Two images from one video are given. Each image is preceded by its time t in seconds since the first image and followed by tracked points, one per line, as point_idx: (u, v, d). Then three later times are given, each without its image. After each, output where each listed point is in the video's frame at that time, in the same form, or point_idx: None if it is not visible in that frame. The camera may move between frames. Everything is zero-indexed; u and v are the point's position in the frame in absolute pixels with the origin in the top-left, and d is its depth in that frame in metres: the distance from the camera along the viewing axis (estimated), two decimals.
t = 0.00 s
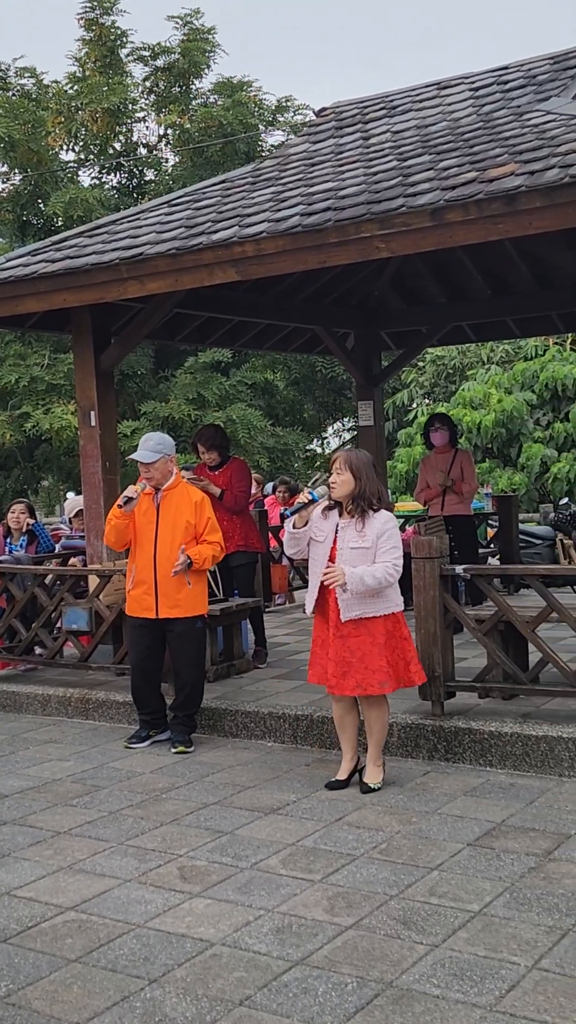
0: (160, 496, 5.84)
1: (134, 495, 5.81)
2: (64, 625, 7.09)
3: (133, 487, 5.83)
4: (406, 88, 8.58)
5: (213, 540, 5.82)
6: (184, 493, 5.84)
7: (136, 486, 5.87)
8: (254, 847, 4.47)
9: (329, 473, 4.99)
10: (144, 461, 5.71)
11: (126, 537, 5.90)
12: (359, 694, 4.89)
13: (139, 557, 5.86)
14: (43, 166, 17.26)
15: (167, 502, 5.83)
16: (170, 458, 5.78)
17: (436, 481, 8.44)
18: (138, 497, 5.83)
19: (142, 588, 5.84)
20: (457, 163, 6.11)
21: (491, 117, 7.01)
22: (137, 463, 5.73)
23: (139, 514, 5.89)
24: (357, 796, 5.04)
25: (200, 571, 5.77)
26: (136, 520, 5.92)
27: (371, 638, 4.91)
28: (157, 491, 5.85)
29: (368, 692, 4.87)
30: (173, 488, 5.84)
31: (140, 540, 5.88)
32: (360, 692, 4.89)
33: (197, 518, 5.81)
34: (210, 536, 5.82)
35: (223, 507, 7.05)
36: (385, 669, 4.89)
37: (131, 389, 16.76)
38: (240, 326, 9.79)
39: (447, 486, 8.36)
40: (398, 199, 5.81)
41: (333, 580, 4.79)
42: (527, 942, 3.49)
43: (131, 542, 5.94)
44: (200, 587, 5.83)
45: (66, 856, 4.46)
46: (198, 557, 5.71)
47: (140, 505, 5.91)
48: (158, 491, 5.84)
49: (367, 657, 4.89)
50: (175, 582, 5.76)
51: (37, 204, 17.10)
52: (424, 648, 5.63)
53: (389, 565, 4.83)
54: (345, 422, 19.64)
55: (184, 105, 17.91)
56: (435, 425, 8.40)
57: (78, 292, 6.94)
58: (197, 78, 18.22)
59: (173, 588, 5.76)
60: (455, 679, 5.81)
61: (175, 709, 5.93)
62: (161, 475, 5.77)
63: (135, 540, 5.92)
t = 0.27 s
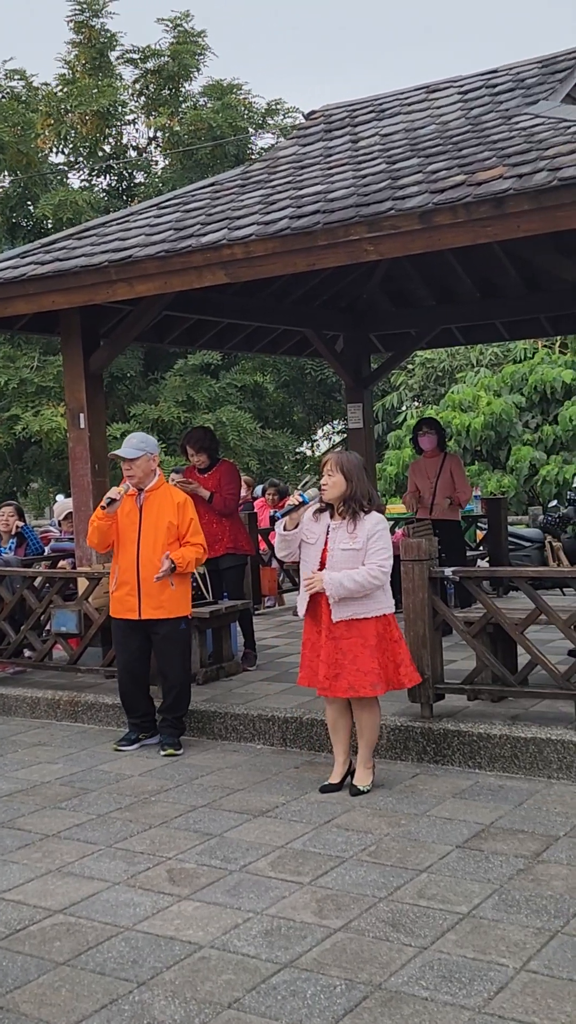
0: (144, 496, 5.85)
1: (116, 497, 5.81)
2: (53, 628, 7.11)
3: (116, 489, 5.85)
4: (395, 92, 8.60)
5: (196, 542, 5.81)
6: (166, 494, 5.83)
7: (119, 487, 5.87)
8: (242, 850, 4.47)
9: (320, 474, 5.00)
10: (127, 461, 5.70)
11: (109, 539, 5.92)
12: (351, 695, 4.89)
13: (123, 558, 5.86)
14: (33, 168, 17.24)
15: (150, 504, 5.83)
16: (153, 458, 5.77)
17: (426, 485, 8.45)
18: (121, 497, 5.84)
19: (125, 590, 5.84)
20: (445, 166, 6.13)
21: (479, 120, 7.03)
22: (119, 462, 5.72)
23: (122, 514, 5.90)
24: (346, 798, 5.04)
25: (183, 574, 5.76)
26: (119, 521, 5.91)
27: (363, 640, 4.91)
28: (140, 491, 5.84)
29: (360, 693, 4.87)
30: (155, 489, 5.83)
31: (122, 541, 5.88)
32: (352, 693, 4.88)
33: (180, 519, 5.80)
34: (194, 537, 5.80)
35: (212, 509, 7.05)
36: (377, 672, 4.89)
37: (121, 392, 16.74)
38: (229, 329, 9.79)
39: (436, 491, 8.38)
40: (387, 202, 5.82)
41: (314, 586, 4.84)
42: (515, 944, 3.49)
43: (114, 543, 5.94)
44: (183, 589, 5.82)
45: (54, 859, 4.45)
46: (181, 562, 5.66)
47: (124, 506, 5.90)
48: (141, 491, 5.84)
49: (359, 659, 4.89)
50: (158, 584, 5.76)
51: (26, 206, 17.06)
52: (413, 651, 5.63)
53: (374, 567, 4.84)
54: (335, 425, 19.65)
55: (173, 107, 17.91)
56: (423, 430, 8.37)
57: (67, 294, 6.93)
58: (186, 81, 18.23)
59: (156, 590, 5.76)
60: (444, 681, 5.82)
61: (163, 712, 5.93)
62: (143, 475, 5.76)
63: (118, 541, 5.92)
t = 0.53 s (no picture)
0: (126, 498, 5.84)
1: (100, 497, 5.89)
2: (44, 631, 7.01)
3: (98, 487, 5.91)
4: (386, 96, 8.62)
5: (178, 544, 5.77)
6: (149, 495, 5.82)
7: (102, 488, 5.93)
8: (233, 853, 4.47)
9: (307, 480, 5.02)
10: (109, 462, 5.71)
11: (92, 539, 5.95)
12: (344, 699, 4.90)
13: (104, 560, 5.86)
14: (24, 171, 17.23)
15: (132, 505, 5.82)
16: (135, 459, 5.77)
17: (416, 488, 8.47)
18: (103, 497, 5.90)
19: (106, 592, 5.83)
20: (436, 170, 6.15)
21: (470, 124, 7.06)
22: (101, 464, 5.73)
23: (105, 515, 5.90)
24: (336, 801, 5.05)
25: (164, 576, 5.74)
26: (102, 521, 5.92)
27: (355, 643, 4.94)
28: (123, 493, 5.84)
29: (354, 697, 4.88)
30: (138, 491, 5.82)
31: (105, 543, 5.88)
32: (345, 697, 4.89)
33: (161, 521, 5.78)
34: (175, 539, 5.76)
35: (204, 513, 7.05)
36: (370, 674, 4.92)
37: (112, 395, 16.73)
38: (220, 332, 9.81)
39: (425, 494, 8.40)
40: (377, 206, 5.84)
41: (331, 596, 4.75)
42: (505, 946, 3.50)
43: (97, 544, 5.94)
44: (164, 591, 5.81)
45: (45, 863, 4.44)
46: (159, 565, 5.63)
47: (107, 507, 5.90)
48: (124, 493, 5.84)
49: (351, 662, 4.91)
50: (138, 586, 5.75)
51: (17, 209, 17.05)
52: (404, 654, 5.65)
53: (377, 569, 4.87)
54: (327, 428, 19.67)
55: (165, 110, 17.92)
56: (413, 432, 8.41)
57: (58, 297, 6.93)
58: (178, 85, 18.24)
59: (136, 592, 5.76)
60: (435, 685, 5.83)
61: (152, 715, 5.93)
62: (125, 476, 5.76)
63: (101, 543, 5.92)
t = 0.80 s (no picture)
0: (108, 501, 5.82)
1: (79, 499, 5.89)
2: (35, 635, 7.03)
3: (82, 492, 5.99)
4: (377, 100, 8.64)
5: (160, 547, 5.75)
6: (132, 497, 5.80)
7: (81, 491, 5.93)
8: (225, 856, 4.47)
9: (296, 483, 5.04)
10: (90, 464, 5.71)
11: (75, 541, 5.98)
12: (329, 701, 4.91)
13: (88, 563, 5.86)
14: (16, 174, 17.23)
15: (115, 508, 5.81)
16: (116, 462, 5.77)
17: (407, 490, 8.48)
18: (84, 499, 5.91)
19: (90, 595, 5.84)
20: (427, 174, 6.16)
21: (461, 128, 7.08)
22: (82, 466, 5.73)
23: (89, 516, 5.90)
24: (327, 804, 5.05)
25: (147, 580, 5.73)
26: (85, 522, 5.93)
27: (341, 646, 4.93)
28: (105, 497, 5.84)
29: (340, 701, 4.89)
30: (120, 494, 5.81)
31: (88, 546, 5.89)
32: (331, 700, 4.90)
33: (143, 524, 5.76)
34: (156, 542, 5.74)
35: (196, 515, 7.04)
36: (355, 678, 4.91)
37: (104, 398, 16.73)
38: (212, 336, 9.81)
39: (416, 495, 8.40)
40: (368, 210, 5.85)
41: (306, 593, 4.76)
42: (496, 949, 3.51)
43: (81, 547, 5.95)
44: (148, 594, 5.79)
45: (36, 867, 4.44)
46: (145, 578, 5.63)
47: (90, 510, 5.89)
48: (106, 497, 5.83)
49: (337, 666, 4.91)
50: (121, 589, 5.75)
51: (9, 212, 17.04)
52: (396, 657, 5.65)
53: (357, 572, 4.85)
54: (318, 431, 19.68)
55: (157, 114, 17.93)
56: (404, 437, 8.46)
57: (50, 300, 6.93)
58: (170, 88, 18.25)
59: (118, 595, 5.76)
60: (426, 688, 5.83)
61: (142, 718, 5.93)
62: (106, 478, 5.75)
63: (85, 545, 5.92)
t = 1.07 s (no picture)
0: (93, 503, 5.83)
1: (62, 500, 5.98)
2: (28, 639, 7.02)
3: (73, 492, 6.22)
4: (370, 104, 8.66)
5: (141, 549, 5.69)
6: (115, 499, 5.80)
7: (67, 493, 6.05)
8: (217, 859, 4.47)
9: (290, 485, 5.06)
10: (74, 467, 5.72)
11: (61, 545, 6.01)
12: (315, 704, 4.92)
13: (73, 565, 5.88)
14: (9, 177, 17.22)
15: (99, 510, 5.81)
16: (99, 464, 5.77)
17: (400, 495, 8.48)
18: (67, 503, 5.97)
19: (75, 597, 5.85)
20: (420, 178, 6.17)
21: (454, 133, 7.09)
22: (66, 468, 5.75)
23: (74, 520, 5.92)
24: (320, 807, 5.05)
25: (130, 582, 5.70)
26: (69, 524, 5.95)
27: (326, 649, 4.93)
28: (90, 499, 5.85)
29: (324, 704, 4.89)
30: (105, 495, 5.82)
31: (73, 548, 5.90)
32: (315, 702, 4.91)
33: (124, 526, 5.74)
34: (136, 544, 5.69)
35: (189, 519, 7.04)
36: (340, 682, 4.90)
37: (97, 401, 16.72)
38: (205, 339, 9.81)
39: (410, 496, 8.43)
40: (361, 214, 5.86)
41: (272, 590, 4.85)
42: (488, 952, 3.51)
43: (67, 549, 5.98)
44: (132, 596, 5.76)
45: (28, 870, 4.43)
46: (139, 593, 5.68)
47: (76, 512, 5.92)
48: (91, 499, 5.84)
49: (322, 669, 4.92)
50: (105, 591, 5.75)
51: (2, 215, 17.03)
52: (388, 660, 5.66)
53: (333, 573, 4.84)
54: (311, 434, 19.69)
55: (150, 117, 17.94)
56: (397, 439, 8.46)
57: (43, 303, 6.93)
58: (163, 91, 18.26)
59: (102, 598, 5.75)
60: (419, 691, 5.84)
61: (133, 721, 5.93)
62: (91, 480, 5.76)
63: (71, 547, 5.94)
